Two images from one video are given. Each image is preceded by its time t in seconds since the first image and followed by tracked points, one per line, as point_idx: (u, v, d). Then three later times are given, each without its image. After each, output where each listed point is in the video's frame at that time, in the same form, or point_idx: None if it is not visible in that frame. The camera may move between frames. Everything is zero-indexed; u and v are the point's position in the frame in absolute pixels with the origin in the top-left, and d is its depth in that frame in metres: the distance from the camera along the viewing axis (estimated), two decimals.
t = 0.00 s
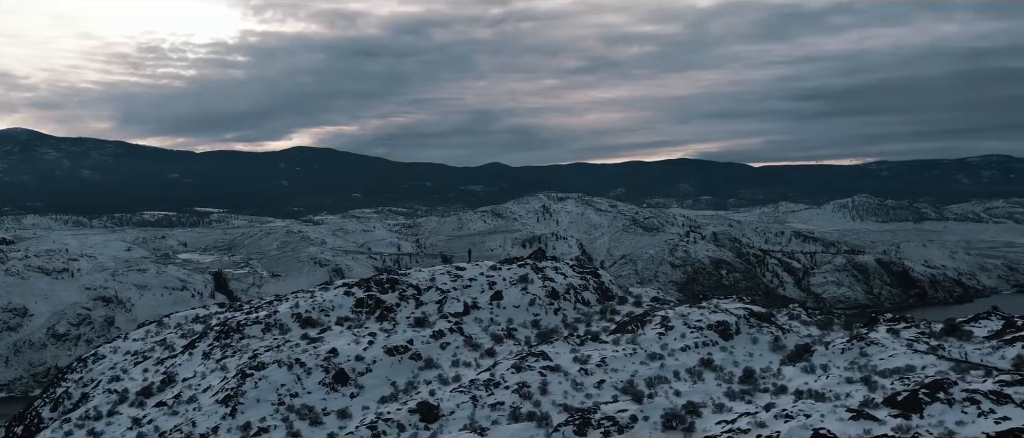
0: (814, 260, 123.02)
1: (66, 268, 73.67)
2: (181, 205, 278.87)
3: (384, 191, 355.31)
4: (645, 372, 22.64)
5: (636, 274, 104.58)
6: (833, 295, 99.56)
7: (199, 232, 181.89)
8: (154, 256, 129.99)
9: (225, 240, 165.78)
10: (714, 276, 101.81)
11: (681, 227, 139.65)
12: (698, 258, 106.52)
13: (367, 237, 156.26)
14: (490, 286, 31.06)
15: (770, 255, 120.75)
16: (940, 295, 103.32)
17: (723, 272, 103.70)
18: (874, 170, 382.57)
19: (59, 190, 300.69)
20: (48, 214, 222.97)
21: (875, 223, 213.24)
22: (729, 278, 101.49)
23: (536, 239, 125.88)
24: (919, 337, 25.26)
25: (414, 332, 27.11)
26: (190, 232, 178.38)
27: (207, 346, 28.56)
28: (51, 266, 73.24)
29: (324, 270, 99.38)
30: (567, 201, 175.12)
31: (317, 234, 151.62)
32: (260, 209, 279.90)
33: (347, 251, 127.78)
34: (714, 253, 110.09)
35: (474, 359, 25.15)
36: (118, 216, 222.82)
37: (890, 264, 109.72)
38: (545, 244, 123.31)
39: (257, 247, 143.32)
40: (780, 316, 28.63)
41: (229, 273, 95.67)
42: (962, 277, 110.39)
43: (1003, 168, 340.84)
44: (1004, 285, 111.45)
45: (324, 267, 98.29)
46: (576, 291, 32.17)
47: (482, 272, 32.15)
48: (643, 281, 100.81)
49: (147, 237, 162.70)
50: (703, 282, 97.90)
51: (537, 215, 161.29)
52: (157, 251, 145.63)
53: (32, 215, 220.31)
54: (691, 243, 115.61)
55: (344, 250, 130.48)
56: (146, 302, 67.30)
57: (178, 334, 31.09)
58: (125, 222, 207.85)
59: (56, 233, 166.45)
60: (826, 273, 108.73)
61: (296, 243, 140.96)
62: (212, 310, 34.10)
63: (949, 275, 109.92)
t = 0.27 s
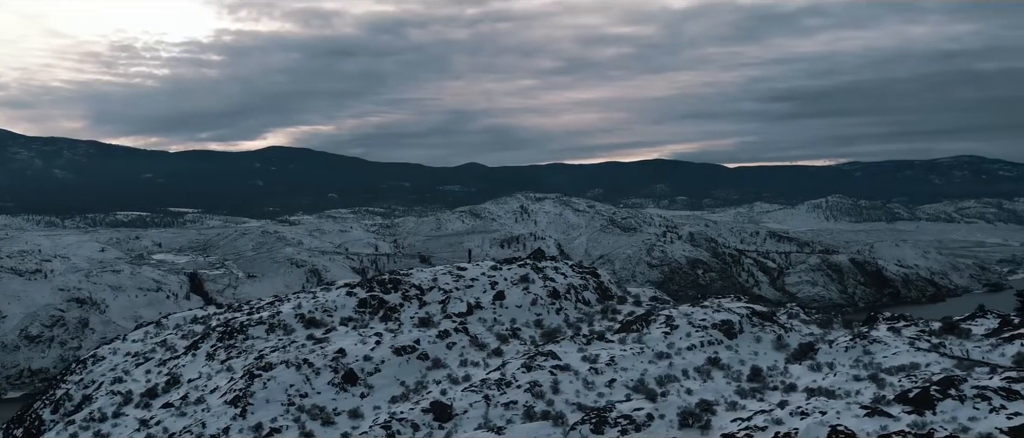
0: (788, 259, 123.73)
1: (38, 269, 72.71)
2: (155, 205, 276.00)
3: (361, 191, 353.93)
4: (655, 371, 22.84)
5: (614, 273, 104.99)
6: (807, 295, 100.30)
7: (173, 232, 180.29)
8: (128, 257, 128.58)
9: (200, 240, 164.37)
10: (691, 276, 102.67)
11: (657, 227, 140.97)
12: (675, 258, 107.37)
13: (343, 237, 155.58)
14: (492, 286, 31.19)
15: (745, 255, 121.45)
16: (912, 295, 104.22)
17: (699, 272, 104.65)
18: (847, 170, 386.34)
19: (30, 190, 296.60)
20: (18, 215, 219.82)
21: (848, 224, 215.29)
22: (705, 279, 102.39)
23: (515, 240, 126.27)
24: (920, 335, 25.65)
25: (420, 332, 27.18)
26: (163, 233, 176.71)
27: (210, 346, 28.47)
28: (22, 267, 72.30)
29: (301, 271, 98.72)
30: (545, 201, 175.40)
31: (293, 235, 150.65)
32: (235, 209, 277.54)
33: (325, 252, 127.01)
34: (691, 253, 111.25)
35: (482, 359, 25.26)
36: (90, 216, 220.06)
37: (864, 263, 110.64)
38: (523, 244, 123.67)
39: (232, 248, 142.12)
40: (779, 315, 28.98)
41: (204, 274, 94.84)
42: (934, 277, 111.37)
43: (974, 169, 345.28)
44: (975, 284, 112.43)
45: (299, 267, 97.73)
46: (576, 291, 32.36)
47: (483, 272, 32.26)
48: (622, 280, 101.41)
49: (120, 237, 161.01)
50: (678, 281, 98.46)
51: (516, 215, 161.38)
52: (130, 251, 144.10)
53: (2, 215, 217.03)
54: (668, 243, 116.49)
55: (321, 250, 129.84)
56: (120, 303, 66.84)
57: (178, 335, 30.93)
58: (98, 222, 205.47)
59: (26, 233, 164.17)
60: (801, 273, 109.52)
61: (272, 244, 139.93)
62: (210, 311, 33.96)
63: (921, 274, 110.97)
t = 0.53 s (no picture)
0: (763, 260, 124.36)
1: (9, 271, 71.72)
2: (129, 206, 273.06)
3: (338, 192, 352.42)
4: (664, 369, 23.05)
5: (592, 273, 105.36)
6: (783, 294, 100.98)
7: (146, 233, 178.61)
8: (101, 258, 127.09)
9: (175, 241, 163.04)
10: (669, 275, 103.52)
11: (635, 227, 142.52)
12: (652, 258, 108.30)
13: (320, 238, 154.86)
14: (494, 287, 31.31)
15: (722, 255, 122.12)
16: (887, 294, 105.30)
17: (676, 272, 105.56)
18: (822, 171, 389.92)
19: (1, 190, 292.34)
20: None
21: (823, 224, 217.26)
22: (682, 278, 103.18)
23: (493, 240, 126.63)
24: (919, 334, 26.08)
25: (426, 332, 27.26)
26: (137, 233, 175.04)
27: (213, 347, 28.36)
28: None
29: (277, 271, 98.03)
30: (524, 201, 175.68)
31: (269, 235, 149.64)
32: (210, 209, 275.11)
33: (302, 252, 126.29)
34: (668, 254, 112.55)
35: (489, 359, 25.38)
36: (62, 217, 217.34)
37: (838, 263, 112.47)
38: (502, 245, 124.01)
39: (208, 249, 140.89)
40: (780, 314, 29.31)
41: (179, 276, 93.95)
42: (907, 276, 112.45)
43: (946, 169, 349.66)
44: (948, 283, 113.50)
45: (275, 267, 97.37)
46: (577, 291, 32.57)
47: (484, 272, 32.38)
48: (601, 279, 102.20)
49: (93, 238, 159.27)
50: (655, 280, 98.90)
51: (494, 216, 161.52)
52: (104, 252, 142.62)
53: None
54: (646, 243, 117.55)
55: (298, 251, 129.36)
56: (93, 304, 66.11)
57: (178, 337, 30.83)
58: (70, 223, 203.08)
59: None
60: (776, 272, 110.18)
61: (248, 245, 138.87)
62: (209, 312, 33.85)
63: (895, 274, 111.97)
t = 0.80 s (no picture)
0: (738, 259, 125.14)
1: None
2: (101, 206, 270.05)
3: (314, 192, 350.76)
4: (673, 368, 23.28)
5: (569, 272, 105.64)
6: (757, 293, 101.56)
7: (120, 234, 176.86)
8: (74, 259, 125.68)
9: (149, 242, 161.58)
10: (646, 275, 104.13)
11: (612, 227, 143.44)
12: (628, 258, 109.07)
13: (296, 239, 154.13)
14: (495, 286, 31.44)
15: (697, 255, 122.74)
16: (859, 293, 106.60)
17: (653, 271, 106.12)
18: (796, 171, 393.43)
19: None
20: None
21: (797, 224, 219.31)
22: (659, 277, 103.67)
23: (471, 240, 126.84)
24: (919, 332, 26.51)
25: (431, 332, 27.34)
26: (110, 234, 173.33)
27: (217, 348, 28.26)
28: None
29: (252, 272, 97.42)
30: (501, 202, 175.92)
31: (244, 235, 148.64)
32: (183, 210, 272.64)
33: (278, 253, 125.61)
34: (645, 253, 113.25)
35: (497, 359, 25.50)
36: (32, 217, 214.63)
37: (812, 263, 113.30)
38: (480, 245, 124.19)
39: (182, 250, 139.66)
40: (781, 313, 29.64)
41: (153, 277, 93.15)
42: (880, 276, 113.65)
43: (918, 170, 354.12)
44: (920, 283, 114.70)
45: (250, 268, 96.80)
46: (577, 290, 32.78)
47: (485, 273, 32.50)
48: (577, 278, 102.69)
49: (65, 239, 157.46)
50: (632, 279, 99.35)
51: (471, 216, 161.61)
52: (77, 254, 141.14)
53: None
54: (622, 243, 118.36)
55: (275, 252, 128.71)
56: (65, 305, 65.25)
57: (180, 337, 30.71)
58: (42, 224, 200.68)
59: None
60: (751, 272, 110.75)
61: (223, 246, 137.77)
62: (208, 313, 33.72)
63: (868, 274, 113.17)
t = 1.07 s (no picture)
0: (714, 259, 125.85)
1: None
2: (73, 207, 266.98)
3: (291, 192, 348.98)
4: (681, 366, 23.49)
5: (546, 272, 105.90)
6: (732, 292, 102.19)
7: (93, 234, 175.04)
8: (47, 260, 124.24)
9: (123, 243, 160.11)
10: (622, 274, 104.74)
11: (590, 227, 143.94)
12: (606, 259, 109.67)
13: (273, 239, 153.33)
14: (497, 286, 31.57)
15: (674, 255, 123.36)
16: (833, 292, 107.88)
17: (630, 271, 106.62)
18: (770, 171, 396.54)
19: None
20: None
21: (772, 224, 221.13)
22: (635, 276, 104.08)
23: (449, 240, 126.88)
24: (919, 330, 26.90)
25: (436, 332, 27.40)
26: (83, 235, 171.53)
27: (221, 348, 28.17)
28: None
29: (228, 273, 96.87)
30: (479, 202, 175.94)
31: (219, 236, 147.61)
32: (158, 210, 270.28)
33: (254, 254, 124.88)
34: (622, 253, 113.73)
35: (505, 359, 25.61)
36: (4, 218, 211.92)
37: (787, 262, 114.34)
38: (458, 245, 124.26)
39: (156, 251, 138.46)
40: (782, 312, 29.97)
41: (128, 278, 92.44)
42: (854, 275, 114.82)
43: (891, 170, 358.05)
44: (893, 282, 115.88)
45: (226, 269, 96.29)
46: (577, 289, 32.96)
47: (486, 273, 32.61)
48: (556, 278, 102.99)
49: (38, 240, 155.73)
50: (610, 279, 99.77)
51: (449, 216, 161.60)
52: (49, 255, 139.68)
53: None
54: (600, 243, 118.87)
55: (251, 252, 128.00)
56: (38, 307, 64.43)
57: (180, 338, 30.58)
58: (13, 224, 198.33)
59: None
60: (727, 271, 111.36)
61: (197, 246, 136.67)
62: (207, 314, 33.57)
63: (842, 273, 114.27)
